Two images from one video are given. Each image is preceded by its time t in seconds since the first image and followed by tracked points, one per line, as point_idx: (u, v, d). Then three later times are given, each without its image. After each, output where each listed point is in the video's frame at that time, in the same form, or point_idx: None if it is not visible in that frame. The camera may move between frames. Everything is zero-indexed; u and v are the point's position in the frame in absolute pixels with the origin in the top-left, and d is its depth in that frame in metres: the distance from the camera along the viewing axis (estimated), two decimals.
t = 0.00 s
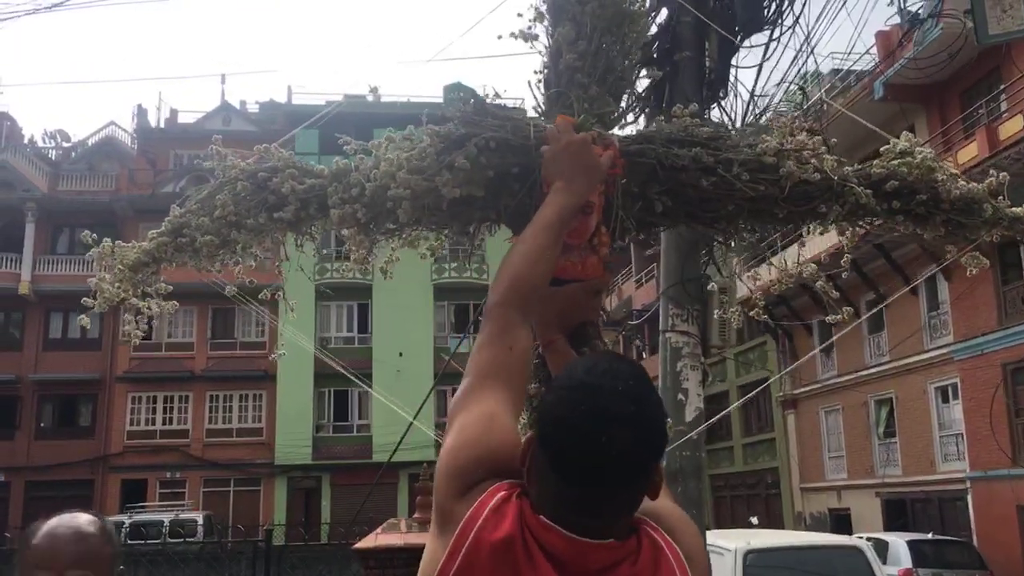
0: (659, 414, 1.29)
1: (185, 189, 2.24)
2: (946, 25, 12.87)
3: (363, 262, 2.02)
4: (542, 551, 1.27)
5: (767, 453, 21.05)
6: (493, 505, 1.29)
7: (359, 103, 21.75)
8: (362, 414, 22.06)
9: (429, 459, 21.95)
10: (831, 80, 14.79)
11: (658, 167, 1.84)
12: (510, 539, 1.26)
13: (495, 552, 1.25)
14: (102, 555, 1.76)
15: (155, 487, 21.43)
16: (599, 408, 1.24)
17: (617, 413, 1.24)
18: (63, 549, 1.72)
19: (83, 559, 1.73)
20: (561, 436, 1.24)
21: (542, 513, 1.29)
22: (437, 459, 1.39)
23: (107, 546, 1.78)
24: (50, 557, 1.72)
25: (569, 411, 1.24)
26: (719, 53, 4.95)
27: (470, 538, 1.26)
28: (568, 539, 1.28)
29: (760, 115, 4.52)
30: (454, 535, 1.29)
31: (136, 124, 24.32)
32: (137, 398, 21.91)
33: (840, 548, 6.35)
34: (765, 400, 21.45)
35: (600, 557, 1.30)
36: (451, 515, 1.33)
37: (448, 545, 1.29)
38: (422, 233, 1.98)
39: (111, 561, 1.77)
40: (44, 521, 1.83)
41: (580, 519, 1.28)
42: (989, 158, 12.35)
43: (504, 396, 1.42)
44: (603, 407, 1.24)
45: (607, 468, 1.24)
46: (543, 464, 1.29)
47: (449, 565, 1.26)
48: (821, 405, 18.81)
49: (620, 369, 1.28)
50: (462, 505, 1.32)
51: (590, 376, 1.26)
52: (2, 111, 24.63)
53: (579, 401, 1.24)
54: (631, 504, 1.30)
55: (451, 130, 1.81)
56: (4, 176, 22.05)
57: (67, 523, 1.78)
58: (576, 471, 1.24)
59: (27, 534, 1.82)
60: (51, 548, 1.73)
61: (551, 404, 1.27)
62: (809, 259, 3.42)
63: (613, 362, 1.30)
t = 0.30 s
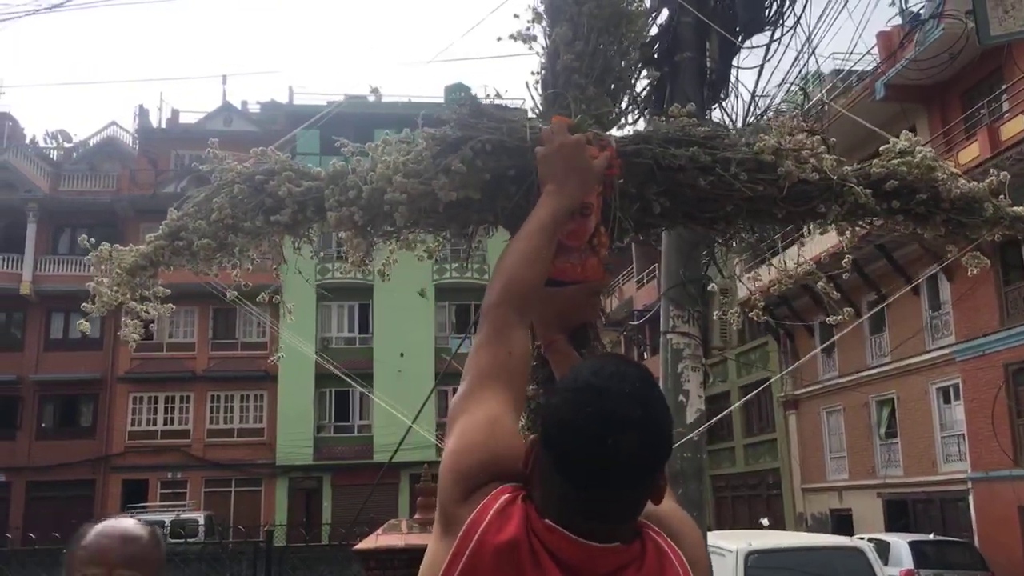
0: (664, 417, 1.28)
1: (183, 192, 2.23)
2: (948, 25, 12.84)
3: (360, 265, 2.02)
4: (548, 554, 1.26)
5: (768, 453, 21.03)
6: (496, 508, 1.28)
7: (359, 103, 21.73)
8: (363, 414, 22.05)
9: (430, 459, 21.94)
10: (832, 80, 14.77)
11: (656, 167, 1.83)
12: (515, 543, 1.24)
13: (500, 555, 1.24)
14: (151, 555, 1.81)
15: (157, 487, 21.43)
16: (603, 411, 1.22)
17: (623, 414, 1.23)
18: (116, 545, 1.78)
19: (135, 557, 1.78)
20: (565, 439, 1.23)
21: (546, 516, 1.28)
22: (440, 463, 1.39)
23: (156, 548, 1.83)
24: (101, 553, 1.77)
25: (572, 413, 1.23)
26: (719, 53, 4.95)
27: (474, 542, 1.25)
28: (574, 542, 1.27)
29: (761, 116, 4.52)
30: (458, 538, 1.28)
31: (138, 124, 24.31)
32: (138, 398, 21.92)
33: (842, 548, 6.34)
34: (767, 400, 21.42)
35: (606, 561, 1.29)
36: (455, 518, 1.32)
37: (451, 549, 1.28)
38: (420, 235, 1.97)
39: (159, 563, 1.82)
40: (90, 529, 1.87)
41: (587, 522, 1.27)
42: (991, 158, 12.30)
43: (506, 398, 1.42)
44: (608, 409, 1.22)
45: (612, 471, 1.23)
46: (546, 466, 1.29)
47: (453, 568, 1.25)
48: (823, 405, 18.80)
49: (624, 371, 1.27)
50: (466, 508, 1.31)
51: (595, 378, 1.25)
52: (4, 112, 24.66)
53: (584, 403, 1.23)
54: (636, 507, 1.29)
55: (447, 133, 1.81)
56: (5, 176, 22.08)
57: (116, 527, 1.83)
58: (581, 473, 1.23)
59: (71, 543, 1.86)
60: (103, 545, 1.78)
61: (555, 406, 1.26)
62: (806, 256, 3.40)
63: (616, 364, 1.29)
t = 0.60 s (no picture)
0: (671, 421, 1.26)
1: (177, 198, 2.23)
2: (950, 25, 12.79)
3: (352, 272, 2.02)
4: (556, 562, 1.25)
5: (770, 453, 21.01)
6: (503, 517, 1.27)
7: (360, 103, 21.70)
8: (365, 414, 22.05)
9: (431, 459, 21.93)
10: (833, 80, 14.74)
11: (642, 169, 1.83)
12: (520, 552, 1.23)
13: (506, 562, 1.23)
14: (181, 563, 1.89)
15: (158, 487, 21.43)
16: (609, 417, 1.20)
17: (630, 419, 1.21)
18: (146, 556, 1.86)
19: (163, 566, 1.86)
20: (571, 446, 1.21)
21: (552, 522, 1.27)
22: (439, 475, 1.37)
23: (185, 555, 1.91)
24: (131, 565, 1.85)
25: (575, 420, 1.21)
26: (720, 57, 4.94)
27: (479, 551, 1.24)
28: (582, 547, 1.26)
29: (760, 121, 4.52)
30: (463, 547, 1.27)
31: (140, 124, 24.25)
32: (140, 398, 21.92)
33: (843, 549, 6.33)
34: (768, 400, 21.41)
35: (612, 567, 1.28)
36: (458, 527, 1.31)
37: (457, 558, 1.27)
38: (410, 242, 1.97)
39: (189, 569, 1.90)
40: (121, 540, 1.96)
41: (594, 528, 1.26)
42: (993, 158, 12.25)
43: (501, 405, 1.41)
44: (613, 415, 1.20)
45: (618, 475, 1.21)
46: (550, 473, 1.27)
47: None
48: (824, 405, 18.78)
49: (625, 375, 1.25)
50: (470, 516, 1.30)
51: (600, 386, 1.23)
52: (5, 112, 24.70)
53: (589, 409, 1.21)
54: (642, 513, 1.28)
55: (432, 142, 1.83)
56: (7, 177, 22.11)
57: (146, 538, 1.91)
58: (585, 478, 1.21)
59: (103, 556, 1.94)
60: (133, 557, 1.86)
61: (558, 414, 1.24)
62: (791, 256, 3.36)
63: (618, 369, 1.26)
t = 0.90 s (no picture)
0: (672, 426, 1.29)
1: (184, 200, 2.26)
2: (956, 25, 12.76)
3: (353, 276, 2.05)
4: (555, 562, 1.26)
5: (777, 454, 21.00)
6: (505, 515, 1.28)
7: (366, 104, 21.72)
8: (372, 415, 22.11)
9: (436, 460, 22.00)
10: (840, 80, 14.73)
11: (639, 177, 1.85)
12: (521, 550, 1.24)
13: (506, 560, 1.24)
14: (183, 562, 1.92)
15: (166, 487, 21.52)
16: (614, 420, 1.23)
17: (635, 423, 1.23)
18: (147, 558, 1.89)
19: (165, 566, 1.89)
20: (578, 447, 1.23)
21: (552, 523, 1.29)
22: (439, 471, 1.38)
23: (187, 555, 1.94)
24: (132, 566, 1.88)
25: (580, 422, 1.23)
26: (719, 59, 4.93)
27: (480, 549, 1.25)
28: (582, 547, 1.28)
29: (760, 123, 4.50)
30: (463, 544, 1.27)
31: (148, 126, 24.39)
32: (148, 398, 22.02)
33: (847, 551, 6.33)
34: (775, 401, 21.39)
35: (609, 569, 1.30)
36: (458, 525, 1.31)
37: (457, 554, 1.28)
38: (412, 247, 2.00)
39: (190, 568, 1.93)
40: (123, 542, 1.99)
41: (595, 530, 1.28)
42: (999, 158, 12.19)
43: (500, 406, 1.43)
44: (618, 418, 1.22)
45: (620, 478, 1.23)
46: (552, 474, 1.29)
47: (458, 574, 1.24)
48: (831, 406, 18.74)
49: (629, 381, 1.28)
50: (471, 514, 1.31)
51: (605, 390, 1.25)
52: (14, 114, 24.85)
53: (594, 412, 1.23)
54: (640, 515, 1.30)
55: (435, 148, 1.87)
56: (15, 178, 22.28)
57: (147, 539, 1.94)
58: (585, 479, 1.23)
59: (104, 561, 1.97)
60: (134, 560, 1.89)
61: (562, 416, 1.26)
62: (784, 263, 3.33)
63: (620, 375, 1.29)
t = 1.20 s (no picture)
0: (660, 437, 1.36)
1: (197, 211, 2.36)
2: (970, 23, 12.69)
3: (360, 285, 2.13)
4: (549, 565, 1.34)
5: (792, 454, 20.97)
6: (499, 522, 1.35)
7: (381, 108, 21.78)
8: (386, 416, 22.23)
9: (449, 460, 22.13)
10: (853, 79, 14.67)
11: (636, 192, 1.93)
12: (516, 555, 1.31)
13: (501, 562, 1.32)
14: (193, 559, 2.01)
15: (184, 488, 21.74)
16: (601, 430, 1.30)
17: (625, 432, 1.30)
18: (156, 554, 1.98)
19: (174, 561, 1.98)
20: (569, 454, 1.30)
21: (544, 529, 1.36)
22: (439, 478, 1.45)
23: (197, 552, 2.03)
24: (142, 562, 1.97)
25: (572, 431, 1.31)
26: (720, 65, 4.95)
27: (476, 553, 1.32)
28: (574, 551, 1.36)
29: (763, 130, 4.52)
30: (460, 548, 1.35)
31: (164, 129, 24.61)
32: (165, 400, 22.22)
33: (857, 551, 6.36)
34: (789, 401, 21.35)
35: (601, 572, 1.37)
36: (456, 531, 1.39)
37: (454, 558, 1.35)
38: (417, 256, 2.08)
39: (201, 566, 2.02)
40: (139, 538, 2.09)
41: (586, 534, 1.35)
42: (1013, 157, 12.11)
43: (498, 414, 1.49)
44: (608, 427, 1.30)
45: (610, 486, 1.31)
46: (546, 482, 1.36)
47: None
48: (846, 407, 18.69)
49: (618, 392, 1.35)
50: (465, 521, 1.39)
51: (594, 400, 1.32)
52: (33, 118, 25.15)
53: (585, 422, 1.31)
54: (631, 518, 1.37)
55: (441, 159, 1.94)
56: (34, 183, 22.58)
57: (161, 537, 2.04)
58: (577, 487, 1.31)
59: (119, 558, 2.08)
60: (146, 554, 1.98)
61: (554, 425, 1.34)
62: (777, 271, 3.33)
63: (611, 387, 1.37)
